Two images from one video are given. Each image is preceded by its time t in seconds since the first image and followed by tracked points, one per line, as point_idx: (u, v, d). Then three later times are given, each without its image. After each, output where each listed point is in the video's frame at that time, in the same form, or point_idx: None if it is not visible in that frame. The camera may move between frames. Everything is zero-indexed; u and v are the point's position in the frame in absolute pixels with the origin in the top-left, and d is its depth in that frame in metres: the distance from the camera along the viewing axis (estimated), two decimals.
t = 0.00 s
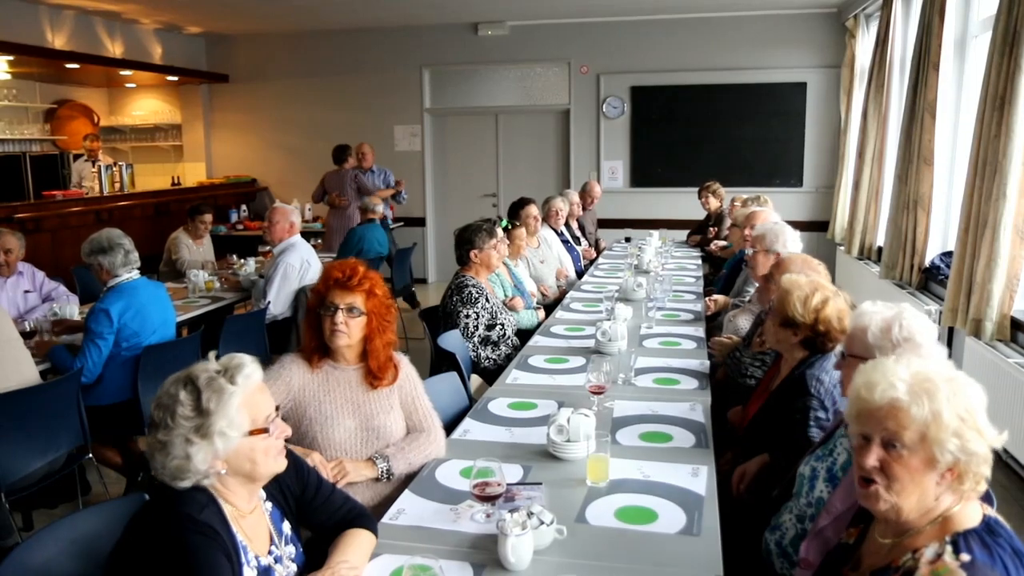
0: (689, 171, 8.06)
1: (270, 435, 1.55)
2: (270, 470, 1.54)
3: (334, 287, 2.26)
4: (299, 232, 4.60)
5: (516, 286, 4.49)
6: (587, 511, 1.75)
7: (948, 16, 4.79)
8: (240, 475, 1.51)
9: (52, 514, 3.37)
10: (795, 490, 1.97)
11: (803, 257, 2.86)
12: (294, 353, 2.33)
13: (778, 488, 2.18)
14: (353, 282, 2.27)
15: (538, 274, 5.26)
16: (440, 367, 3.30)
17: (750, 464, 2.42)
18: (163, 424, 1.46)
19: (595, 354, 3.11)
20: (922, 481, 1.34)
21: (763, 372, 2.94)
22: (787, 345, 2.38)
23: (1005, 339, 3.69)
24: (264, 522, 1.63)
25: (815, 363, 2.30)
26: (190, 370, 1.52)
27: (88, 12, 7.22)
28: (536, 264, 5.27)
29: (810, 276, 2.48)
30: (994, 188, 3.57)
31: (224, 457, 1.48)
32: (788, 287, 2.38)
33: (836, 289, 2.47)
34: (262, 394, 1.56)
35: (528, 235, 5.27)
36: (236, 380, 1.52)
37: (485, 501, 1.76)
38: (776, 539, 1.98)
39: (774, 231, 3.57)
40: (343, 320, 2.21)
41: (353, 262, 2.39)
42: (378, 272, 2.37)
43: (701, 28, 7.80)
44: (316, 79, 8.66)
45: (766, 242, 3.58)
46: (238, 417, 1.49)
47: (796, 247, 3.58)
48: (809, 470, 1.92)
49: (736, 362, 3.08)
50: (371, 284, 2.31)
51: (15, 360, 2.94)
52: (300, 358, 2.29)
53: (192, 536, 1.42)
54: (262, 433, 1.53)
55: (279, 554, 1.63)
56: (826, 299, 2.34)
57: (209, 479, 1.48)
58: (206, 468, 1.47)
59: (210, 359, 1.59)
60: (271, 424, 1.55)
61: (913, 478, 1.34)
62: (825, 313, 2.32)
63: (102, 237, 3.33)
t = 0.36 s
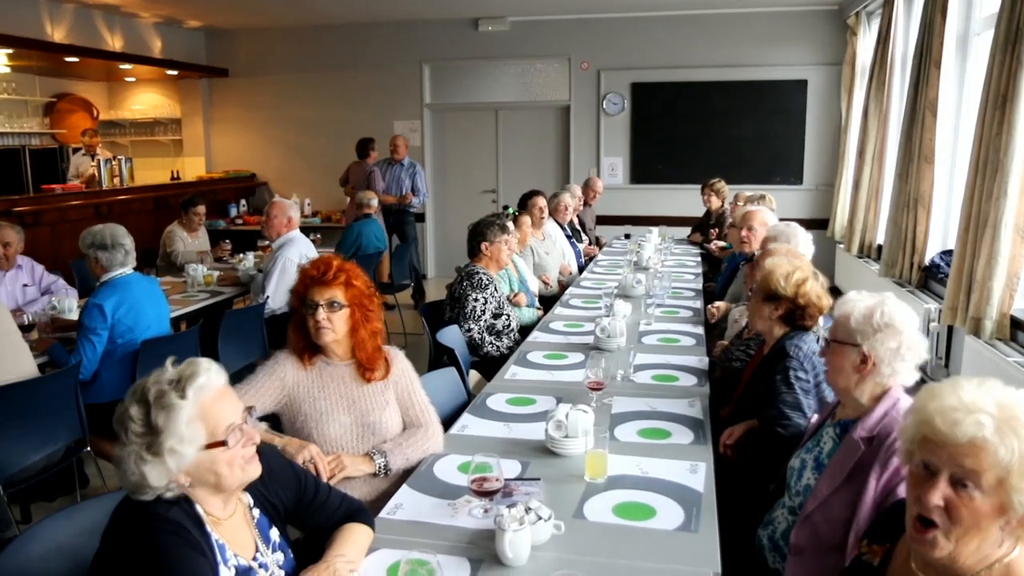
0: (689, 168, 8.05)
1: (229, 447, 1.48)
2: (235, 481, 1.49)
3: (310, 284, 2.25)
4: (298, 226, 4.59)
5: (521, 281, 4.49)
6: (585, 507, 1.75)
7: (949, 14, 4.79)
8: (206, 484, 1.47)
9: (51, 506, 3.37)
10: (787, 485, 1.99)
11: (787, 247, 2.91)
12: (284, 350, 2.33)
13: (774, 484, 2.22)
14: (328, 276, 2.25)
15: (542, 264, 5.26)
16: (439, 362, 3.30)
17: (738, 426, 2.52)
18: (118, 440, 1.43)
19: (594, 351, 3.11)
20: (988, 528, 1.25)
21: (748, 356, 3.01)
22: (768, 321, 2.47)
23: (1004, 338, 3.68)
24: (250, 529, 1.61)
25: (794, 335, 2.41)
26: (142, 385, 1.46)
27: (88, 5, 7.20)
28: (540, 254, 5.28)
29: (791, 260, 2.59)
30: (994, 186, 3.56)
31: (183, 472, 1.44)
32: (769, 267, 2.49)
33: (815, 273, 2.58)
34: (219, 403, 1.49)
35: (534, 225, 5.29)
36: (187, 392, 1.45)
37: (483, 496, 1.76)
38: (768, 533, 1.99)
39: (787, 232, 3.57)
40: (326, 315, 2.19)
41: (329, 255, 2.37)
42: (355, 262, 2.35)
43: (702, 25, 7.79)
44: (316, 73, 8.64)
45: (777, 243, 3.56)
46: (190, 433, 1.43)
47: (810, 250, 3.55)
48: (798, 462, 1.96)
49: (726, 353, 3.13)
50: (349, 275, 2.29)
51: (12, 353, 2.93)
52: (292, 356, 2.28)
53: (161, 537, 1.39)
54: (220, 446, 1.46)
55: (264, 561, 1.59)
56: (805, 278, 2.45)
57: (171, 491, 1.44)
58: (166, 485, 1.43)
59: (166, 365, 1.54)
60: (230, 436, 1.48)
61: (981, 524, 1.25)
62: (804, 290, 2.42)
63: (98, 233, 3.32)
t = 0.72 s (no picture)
0: (693, 165, 8.04)
1: (212, 445, 1.47)
2: (221, 478, 1.48)
3: (309, 281, 2.25)
4: (300, 224, 4.60)
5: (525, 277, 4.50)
6: (587, 503, 1.75)
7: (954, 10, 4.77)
8: (193, 482, 1.47)
9: (54, 504, 3.38)
10: (787, 481, 2.00)
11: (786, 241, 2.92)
12: (286, 347, 2.34)
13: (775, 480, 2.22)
14: (325, 272, 2.25)
15: (547, 258, 5.33)
16: (442, 359, 3.29)
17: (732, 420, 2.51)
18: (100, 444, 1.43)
19: (596, 348, 3.11)
20: None
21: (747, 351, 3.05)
22: (768, 313, 2.47)
23: (1009, 335, 3.67)
24: (246, 527, 1.62)
25: (795, 329, 2.41)
26: (120, 390, 1.45)
27: (90, 4, 7.20)
28: (547, 248, 5.32)
29: (794, 253, 2.57)
30: (999, 184, 3.55)
31: (168, 472, 1.44)
32: (772, 260, 2.47)
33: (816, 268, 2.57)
34: (198, 401, 1.47)
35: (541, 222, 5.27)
36: (164, 394, 1.44)
37: (485, 493, 1.76)
38: (768, 529, 2.00)
39: (802, 235, 3.56)
40: (325, 312, 2.19)
41: (328, 253, 2.37)
42: (352, 258, 2.35)
43: (705, 22, 7.77)
44: (318, 71, 8.64)
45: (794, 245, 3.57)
46: (169, 433, 1.42)
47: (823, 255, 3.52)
48: (796, 457, 1.98)
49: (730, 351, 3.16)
50: (346, 271, 2.29)
51: (16, 351, 2.94)
52: (293, 352, 2.28)
53: (152, 537, 1.40)
54: (202, 444, 1.45)
55: (261, 559, 1.60)
56: (807, 272, 2.44)
57: (157, 492, 1.44)
58: (150, 486, 1.43)
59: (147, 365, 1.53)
60: (211, 435, 1.47)
61: None
62: (806, 284, 2.41)
63: (95, 231, 3.34)
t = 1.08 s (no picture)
0: (702, 159, 8.01)
1: (243, 425, 1.50)
2: (252, 458, 1.51)
3: (337, 273, 2.25)
4: (307, 220, 4.60)
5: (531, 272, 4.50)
6: (594, 497, 1.75)
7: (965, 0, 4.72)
8: (223, 464, 1.49)
9: (66, 498, 3.41)
10: (799, 478, 1.97)
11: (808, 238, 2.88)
12: (301, 339, 2.34)
13: (784, 476, 2.21)
14: (355, 267, 2.25)
15: (554, 256, 5.33)
16: (450, 354, 3.30)
17: (754, 439, 2.49)
18: (135, 425, 1.46)
19: (604, 342, 3.11)
20: (1009, 523, 1.22)
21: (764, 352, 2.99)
22: (789, 317, 2.42)
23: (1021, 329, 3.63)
24: (264, 511, 1.62)
25: (817, 336, 2.36)
26: (155, 371, 1.49)
27: (99, 1, 7.23)
28: (552, 246, 5.34)
29: (813, 252, 2.51)
30: (1011, 176, 3.51)
31: (200, 452, 1.46)
32: (792, 262, 2.41)
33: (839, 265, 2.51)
34: (230, 383, 1.51)
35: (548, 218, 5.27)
36: (198, 374, 1.47)
37: (493, 486, 1.76)
38: (780, 525, 1.98)
39: (799, 221, 3.55)
40: (348, 306, 2.20)
41: (357, 246, 2.37)
42: (382, 256, 2.35)
43: (714, 15, 7.73)
44: (326, 67, 8.64)
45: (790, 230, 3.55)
46: (203, 413, 1.45)
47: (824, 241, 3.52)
48: (809, 455, 1.95)
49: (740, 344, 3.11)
50: (375, 269, 2.30)
51: (28, 347, 2.96)
52: (308, 345, 2.29)
53: (182, 524, 1.40)
54: (234, 425, 1.48)
55: (279, 543, 1.61)
56: (830, 273, 2.37)
57: (188, 474, 1.46)
58: (183, 466, 1.45)
59: (178, 351, 1.56)
60: (243, 415, 1.50)
61: (1001, 520, 1.22)
62: (827, 288, 2.35)
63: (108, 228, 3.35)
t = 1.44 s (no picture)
0: (714, 154, 7.98)
1: (281, 415, 1.52)
2: (287, 449, 1.52)
3: (364, 269, 2.26)
4: (321, 218, 4.63)
5: (540, 269, 4.49)
6: (607, 493, 1.75)
7: None
8: (257, 451, 1.50)
9: (83, 495, 3.44)
10: (820, 475, 1.94)
11: (833, 241, 2.80)
12: (320, 334, 2.34)
13: (801, 472, 2.18)
14: (383, 264, 2.27)
15: (562, 258, 5.27)
16: (462, 351, 3.30)
17: (778, 465, 2.34)
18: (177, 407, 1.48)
19: (617, 338, 3.10)
20: (961, 468, 1.31)
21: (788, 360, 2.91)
22: (823, 338, 2.30)
23: None
24: (292, 497, 1.63)
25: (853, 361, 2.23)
26: (200, 356, 1.51)
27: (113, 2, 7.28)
28: (559, 249, 5.29)
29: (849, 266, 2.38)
30: None
31: (239, 437, 1.48)
32: (829, 280, 2.27)
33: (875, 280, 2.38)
34: (272, 374, 1.53)
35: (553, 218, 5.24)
36: (243, 361, 1.50)
37: (505, 483, 1.76)
38: (800, 522, 1.96)
39: (801, 212, 3.52)
40: (371, 302, 2.21)
41: (383, 243, 2.38)
42: (408, 256, 2.36)
43: (726, 9, 7.68)
44: (338, 65, 8.67)
45: (793, 223, 3.53)
46: (243, 400, 1.47)
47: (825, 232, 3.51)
48: (831, 455, 1.90)
49: (759, 346, 3.04)
50: (401, 268, 2.31)
51: (43, 345, 2.98)
52: (325, 340, 2.29)
53: (222, 517, 1.40)
54: (271, 414, 1.50)
55: (307, 530, 1.62)
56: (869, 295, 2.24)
57: (223, 458, 1.47)
58: (220, 449, 1.47)
59: (223, 338, 1.58)
60: (281, 406, 1.52)
61: (952, 465, 1.31)
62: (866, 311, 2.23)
63: (129, 226, 3.36)
